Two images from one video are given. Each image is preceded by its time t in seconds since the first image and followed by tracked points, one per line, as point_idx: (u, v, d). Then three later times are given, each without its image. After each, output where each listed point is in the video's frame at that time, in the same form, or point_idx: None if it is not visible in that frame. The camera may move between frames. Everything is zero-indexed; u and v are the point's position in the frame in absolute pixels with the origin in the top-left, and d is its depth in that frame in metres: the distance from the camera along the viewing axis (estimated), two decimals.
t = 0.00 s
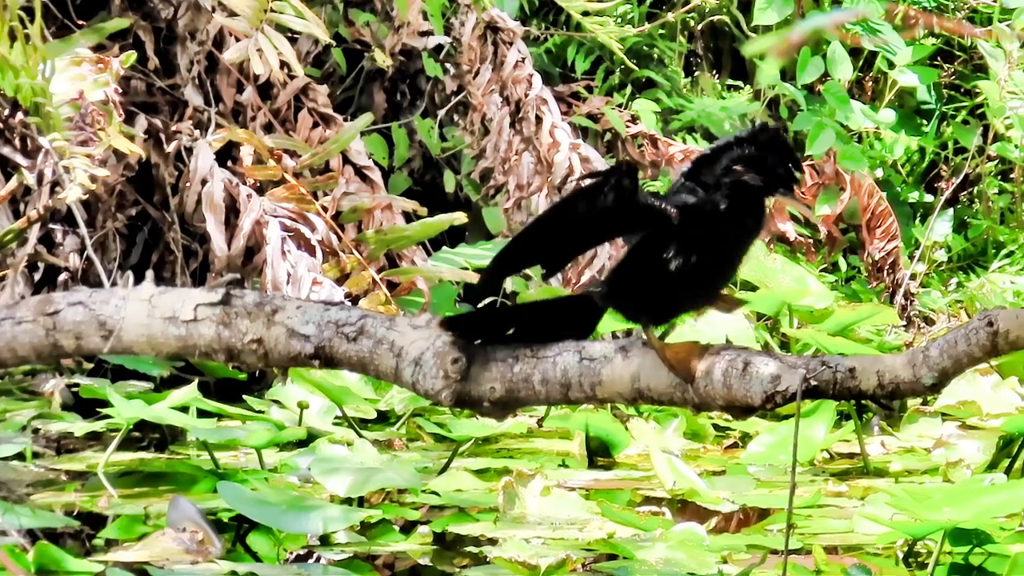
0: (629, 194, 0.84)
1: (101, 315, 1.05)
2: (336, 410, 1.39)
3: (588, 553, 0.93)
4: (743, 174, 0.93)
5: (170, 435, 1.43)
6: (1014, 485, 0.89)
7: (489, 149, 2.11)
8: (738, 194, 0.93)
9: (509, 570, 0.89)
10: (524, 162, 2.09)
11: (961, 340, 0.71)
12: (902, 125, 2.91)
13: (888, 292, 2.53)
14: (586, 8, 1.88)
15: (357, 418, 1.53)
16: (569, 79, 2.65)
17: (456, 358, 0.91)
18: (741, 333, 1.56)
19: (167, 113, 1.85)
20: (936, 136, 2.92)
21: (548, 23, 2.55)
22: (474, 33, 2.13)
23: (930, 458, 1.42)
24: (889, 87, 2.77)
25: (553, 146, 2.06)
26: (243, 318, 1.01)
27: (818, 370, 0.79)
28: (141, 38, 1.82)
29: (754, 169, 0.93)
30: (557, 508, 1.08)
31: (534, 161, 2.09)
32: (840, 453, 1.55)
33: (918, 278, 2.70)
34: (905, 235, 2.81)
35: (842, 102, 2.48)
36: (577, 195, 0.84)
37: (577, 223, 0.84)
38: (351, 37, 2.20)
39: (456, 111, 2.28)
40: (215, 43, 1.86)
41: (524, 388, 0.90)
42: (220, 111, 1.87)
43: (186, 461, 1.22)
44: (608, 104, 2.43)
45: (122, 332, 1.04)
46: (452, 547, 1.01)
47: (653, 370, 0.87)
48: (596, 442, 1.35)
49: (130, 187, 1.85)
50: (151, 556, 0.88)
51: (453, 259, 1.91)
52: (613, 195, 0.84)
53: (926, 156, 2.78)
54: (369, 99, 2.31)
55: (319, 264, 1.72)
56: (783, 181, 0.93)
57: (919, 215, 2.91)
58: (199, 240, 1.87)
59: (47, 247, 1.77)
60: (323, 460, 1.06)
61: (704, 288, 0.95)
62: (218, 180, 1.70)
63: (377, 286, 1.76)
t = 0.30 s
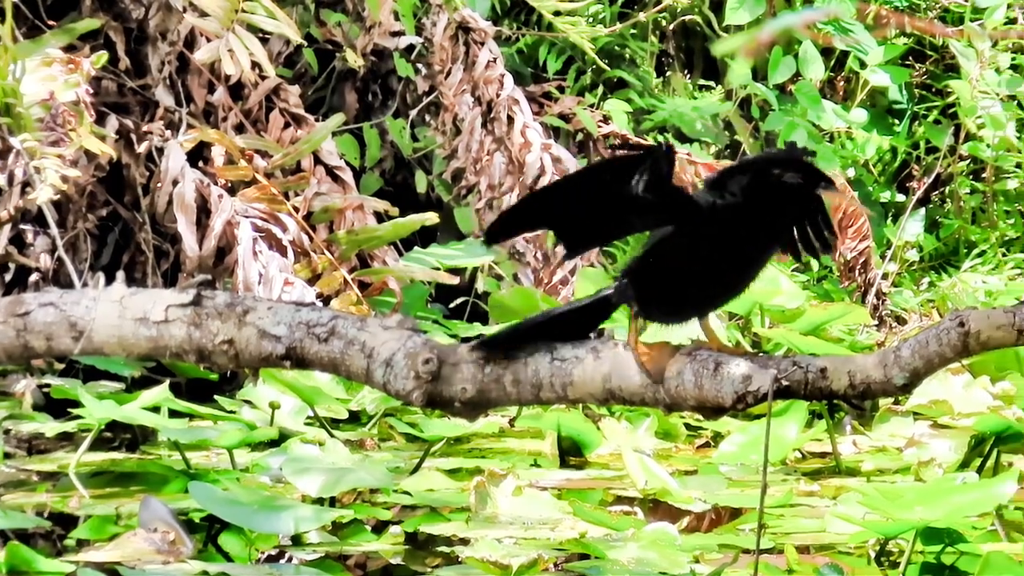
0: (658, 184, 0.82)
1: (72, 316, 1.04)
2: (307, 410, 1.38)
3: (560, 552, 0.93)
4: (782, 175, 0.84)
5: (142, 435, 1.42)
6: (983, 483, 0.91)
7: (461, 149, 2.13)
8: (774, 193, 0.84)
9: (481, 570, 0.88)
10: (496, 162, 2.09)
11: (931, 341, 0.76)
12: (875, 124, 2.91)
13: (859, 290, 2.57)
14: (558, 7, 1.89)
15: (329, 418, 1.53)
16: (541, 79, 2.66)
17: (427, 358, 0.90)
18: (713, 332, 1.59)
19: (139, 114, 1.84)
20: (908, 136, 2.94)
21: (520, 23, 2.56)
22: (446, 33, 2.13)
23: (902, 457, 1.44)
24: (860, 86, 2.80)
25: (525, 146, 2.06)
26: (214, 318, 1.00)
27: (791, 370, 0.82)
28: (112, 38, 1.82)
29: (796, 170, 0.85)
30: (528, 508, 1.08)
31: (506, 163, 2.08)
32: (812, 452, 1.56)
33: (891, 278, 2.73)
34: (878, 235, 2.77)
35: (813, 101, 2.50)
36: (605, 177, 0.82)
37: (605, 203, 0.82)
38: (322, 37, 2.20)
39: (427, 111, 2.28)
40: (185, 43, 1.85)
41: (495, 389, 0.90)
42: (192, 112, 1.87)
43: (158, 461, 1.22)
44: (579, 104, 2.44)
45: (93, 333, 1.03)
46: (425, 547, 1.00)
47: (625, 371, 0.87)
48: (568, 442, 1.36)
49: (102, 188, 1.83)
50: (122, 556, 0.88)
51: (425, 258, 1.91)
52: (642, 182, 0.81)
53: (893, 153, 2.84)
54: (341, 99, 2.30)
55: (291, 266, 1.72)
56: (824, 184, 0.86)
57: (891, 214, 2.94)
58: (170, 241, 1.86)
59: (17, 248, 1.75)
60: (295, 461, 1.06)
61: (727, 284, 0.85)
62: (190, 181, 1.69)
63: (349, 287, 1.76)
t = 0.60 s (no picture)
0: (653, 193, 0.98)
1: (22, 316, 1.02)
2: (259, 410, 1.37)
3: (512, 552, 0.94)
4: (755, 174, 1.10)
5: (93, 435, 1.40)
6: (933, 483, 0.93)
7: (412, 149, 2.13)
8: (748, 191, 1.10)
9: (430, 571, 0.89)
10: (447, 161, 2.12)
11: (883, 342, 0.77)
12: (827, 125, 3.00)
13: (811, 291, 2.60)
14: (510, 9, 1.87)
15: (280, 418, 1.52)
16: (493, 80, 2.66)
17: (379, 359, 0.90)
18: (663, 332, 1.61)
19: (90, 114, 1.80)
20: (861, 136, 2.97)
21: (472, 23, 2.56)
22: (397, 33, 2.11)
23: (854, 457, 1.46)
24: (812, 87, 2.81)
25: (476, 146, 2.09)
26: (165, 319, 0.99)
27: (742, 374, 0.84)
28: (64, 38, 1.79)
29: (773, 169, 1.14)
30: (479, 509, 1.07)
31: (456, 162, 2.11)
32: (762, 453, 1.58)
33: (842, 278, 2.77)
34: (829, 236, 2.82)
35: (765, 101, 2.53)
36: (608, 193, 0.96)
37: (608, 217, 0.96)
38: (274, 38, 2.18)
39: (379, 112, 2.28)
40: (137, 44, 1.82)
41: (447, 390, 0.91)
42: (144, 112, 1.83)
43: (109, 462, 1.20)
44: (531, 104, 2.45)
45: (43, 334, 1.02)
46: (376, 546, 1.01)
47: (578, 372, 0.89)
48: (520, 442, 1.36)
49: (54, 188, 1.81)
50: (72, 557, 0.87)
51: (376, 258, 1.90)
52: (642, 194, 0.98)
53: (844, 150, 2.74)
54: (292, 100, 2.28)
55: (242, 265, 1.70)
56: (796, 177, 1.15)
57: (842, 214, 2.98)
58: (122, 241, 1.84)
59: None
60: (245, 461, 1.05)
61: (728, 274, 1.18)
62: (142, 181, 1.67)
63: (301, 287, 1.75)
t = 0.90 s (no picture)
0: (621, 189, 0.89)
1: None
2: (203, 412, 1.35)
3: (455, 555, 0.94)
4: (743, 180, 0.96)
5: (36, 438, 1.37)
6: (877, 486, 0.95)
7: (356, 152, 2.13)
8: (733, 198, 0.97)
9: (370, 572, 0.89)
10: (391, 164, 2.12)
11: (828, 343, 0.80)
12: (771, 127, 3.03)
13: (757, 293, 2.66)
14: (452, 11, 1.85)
15: (225, 420, 1.51)
16: (436, 82, 2.66)
17: (322, 361, 0.89)
18: (607, 335, 1.63)
19: (33, 116, 1.76)
20: (803, 138, 3.03)
21: (416, 25, 2.56)
22: (342, 36, 2.11)
23: (798, 460, 1.48)
24: (756, 89, 2.86)
25: (420, 148, 2.12)
26: (109, 320, 0.98)
27: (686, 374, 0.87)
28: (9, 39, 1.72)
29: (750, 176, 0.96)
30: (422, 512, 1.07)
31: (400, 164, 2.12)
32: (705, 455, 1.60)
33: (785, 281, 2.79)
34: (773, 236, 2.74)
35: (709, 104, 2.56)
36: (566, 181, 0.88)
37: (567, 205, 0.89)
38: (218, 40, 2.17)
39: (322, 113, 2.23)
40: (81, 45, 1.80)
41: (390, 391, 0.91)
42: (88, 113, 1.81)
43: (51, 465, 1.18)
44: (475, 106, 2.46)
45: None
46: (320, 549, 0.99)
47: (521, 373, 0.89)
48: (462, 444, 1.36)
49: None
50: (15, 559, 0.84)
51: (321, 260, 1.89)
52: (608, 189, 0.88)
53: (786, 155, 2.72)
54: (236, 101, 2.26)
55: (186, 266, 1.70)
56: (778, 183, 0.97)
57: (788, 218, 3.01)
58: (65, 243, 1.80)
59: None
60: (189, 463, 1.04)
61: (711, 287, 1.00)
62: (86, 184, 1.65)
63: (244, 288, 1.75)
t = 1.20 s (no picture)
0: (624, 196, 1.02)
1: None
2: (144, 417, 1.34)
3: (395, 560, 0.94)
4: (737, 189, 1.05)
5: None
6: (818, 489, 0.98)
7: (300, 155, 2.12)
8: (735, 208, 1.05)
9: None
10: (335, 167, 2.11)
11: (770, 348, 0.84)
12: (714, 130, 2.92)
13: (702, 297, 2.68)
14: (398, 13, 1.83)
15: (166, 425, 1.50)
16: (380, 85, 2.65)
17: (264, 366, 0.89)
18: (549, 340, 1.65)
19: None
20: (748, 139, 2.92)
21: (360, 28, 2.54)
22: (286, 39, 2.09)
23: (742, 463, 1.49)
24: (700, 92, 2.84)
25: (363, 152, 2.09)
26: (52, 326, 0.97)
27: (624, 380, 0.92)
28: None
29: (746, 181, 1.05)
30: (365, 515, 1.07)
31: (343, 168, 2.11)
32: (647, 459, 1.63)
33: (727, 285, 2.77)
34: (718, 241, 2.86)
35: (653, 106, 2.57)
36: (578, 187, 1.03)
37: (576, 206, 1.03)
38: (161, 43, 2.14)
39: (266, 117, 2.25)
40: (25, 47, 1.74)
41: (332, 396, 0.90)
42: (31, 117, 1.79)
43: None
44: (419, 109, 2.46)
45: None
46: (261, 553, 0.99)
47: (462, 377, 0.90)
48: (404, 448, 1.36)
49: None
50: None
51: (265, 264, 1.87)
52: (612, 196, 1.02)
53: (730, 162, 2.80)
54: (180, 105, 2.21)
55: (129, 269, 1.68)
56: (775, 186, 1.05)
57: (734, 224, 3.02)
58: (10, 247, 1.77)
59: None
60: (131, 468, 1.02)
61: (721, 291, 1.09)
62: (30, 188, 1.62)
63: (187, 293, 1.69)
